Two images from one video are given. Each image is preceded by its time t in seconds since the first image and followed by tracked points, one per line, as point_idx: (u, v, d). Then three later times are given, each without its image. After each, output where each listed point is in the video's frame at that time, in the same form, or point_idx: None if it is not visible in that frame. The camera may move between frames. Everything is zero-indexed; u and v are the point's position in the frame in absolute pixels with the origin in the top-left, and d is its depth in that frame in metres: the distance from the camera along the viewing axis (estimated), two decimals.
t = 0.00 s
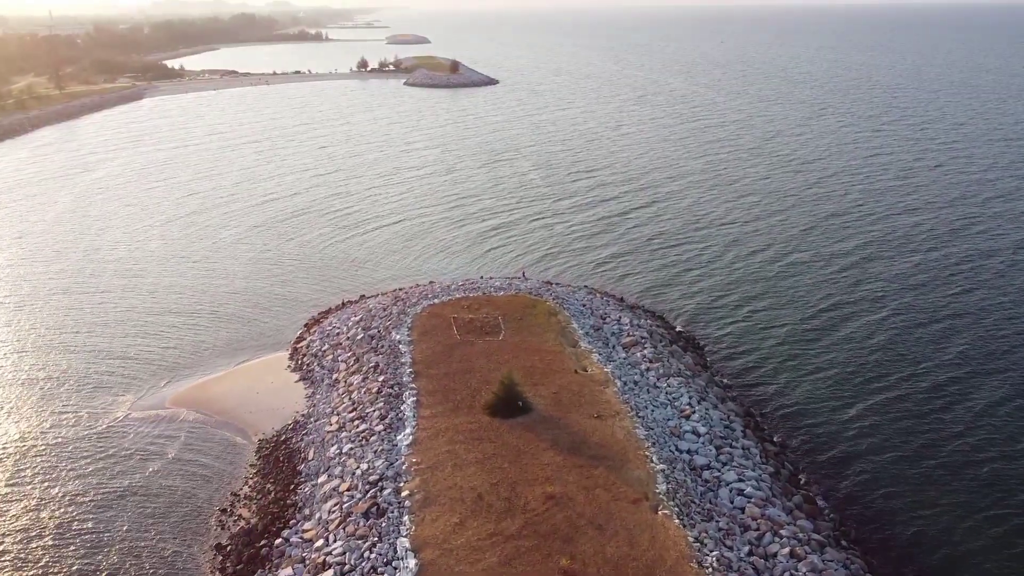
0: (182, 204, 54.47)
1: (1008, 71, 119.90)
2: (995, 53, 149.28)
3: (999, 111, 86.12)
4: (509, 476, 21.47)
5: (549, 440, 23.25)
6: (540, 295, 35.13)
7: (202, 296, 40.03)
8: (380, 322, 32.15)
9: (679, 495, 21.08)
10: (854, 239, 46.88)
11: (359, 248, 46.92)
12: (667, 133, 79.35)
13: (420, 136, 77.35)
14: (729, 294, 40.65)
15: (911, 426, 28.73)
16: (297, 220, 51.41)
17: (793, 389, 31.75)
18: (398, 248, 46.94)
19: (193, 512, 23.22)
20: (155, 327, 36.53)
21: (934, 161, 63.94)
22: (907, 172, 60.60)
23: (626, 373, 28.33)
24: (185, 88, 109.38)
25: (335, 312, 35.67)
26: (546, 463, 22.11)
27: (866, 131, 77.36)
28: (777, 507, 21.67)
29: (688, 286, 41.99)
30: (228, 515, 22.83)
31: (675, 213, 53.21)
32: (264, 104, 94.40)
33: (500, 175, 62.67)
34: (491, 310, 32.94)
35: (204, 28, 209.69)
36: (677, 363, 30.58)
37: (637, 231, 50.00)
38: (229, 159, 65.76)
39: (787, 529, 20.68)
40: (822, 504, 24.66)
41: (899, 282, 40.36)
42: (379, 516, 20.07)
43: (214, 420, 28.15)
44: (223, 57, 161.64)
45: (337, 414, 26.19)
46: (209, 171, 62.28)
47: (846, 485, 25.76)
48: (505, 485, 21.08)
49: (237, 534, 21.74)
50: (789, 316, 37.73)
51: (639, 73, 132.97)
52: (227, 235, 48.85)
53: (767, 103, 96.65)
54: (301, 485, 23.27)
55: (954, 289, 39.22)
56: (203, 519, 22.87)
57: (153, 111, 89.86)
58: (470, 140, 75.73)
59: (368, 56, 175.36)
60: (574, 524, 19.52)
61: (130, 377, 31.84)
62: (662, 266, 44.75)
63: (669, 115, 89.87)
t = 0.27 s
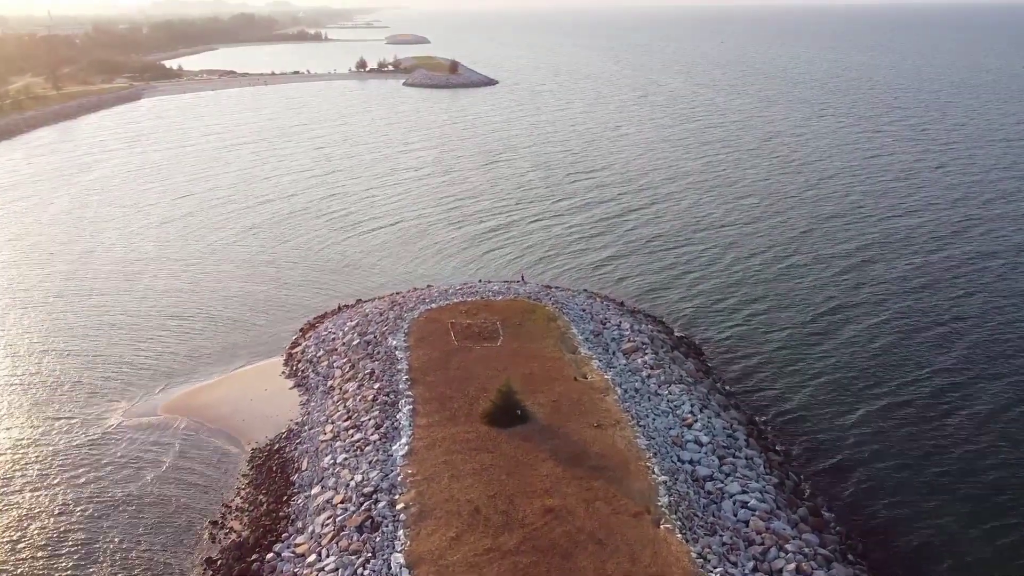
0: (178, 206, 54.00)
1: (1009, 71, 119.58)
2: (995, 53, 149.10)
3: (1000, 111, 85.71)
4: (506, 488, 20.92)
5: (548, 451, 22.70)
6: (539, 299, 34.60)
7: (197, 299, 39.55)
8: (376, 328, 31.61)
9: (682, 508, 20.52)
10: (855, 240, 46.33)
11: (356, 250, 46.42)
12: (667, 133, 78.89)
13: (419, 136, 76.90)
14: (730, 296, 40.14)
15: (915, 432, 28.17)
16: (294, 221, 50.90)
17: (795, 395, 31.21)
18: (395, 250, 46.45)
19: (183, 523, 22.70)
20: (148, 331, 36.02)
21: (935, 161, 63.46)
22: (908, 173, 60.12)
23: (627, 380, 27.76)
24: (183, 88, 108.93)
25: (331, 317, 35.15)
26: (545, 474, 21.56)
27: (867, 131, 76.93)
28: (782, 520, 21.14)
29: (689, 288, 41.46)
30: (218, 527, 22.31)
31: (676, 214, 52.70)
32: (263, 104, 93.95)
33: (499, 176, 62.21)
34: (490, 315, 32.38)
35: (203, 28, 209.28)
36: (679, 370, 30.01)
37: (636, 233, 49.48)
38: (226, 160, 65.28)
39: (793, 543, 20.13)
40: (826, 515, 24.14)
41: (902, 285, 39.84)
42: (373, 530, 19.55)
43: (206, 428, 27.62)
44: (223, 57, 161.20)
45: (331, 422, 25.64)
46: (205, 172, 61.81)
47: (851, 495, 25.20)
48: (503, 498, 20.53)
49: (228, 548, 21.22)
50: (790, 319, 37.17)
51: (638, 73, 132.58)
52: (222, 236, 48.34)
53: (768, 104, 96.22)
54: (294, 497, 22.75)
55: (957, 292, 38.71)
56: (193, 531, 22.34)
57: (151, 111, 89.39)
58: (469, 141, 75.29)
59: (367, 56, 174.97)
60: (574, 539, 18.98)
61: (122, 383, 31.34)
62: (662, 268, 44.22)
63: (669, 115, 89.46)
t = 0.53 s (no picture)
0: (174, 207, 53.49)
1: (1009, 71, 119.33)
2: (995, 53, 148.99)
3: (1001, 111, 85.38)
4: (505, 501, 20.37)
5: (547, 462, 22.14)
6: (538, 304, 34.06)
7: (191, 302, 39.04)
8: (372, 333, 31.07)
9: (685, 522, 19.97)
10: (857, 242, 45.77)
11: (353, 252, 45.93)
12: (667, 133, 78.42)
13: (417, 137, 76.42)
14: (731, 299, 39.61)
15: (919, 438, 27.65)
16: (291, 223, 50.38)
17: (798, 401, 30.67)
18: (392, 252, 45.96)
19: (173, 535, 22.18)
20: (140, 336, 35.47)
21: (935, 162, 62.95)
22: (910, 174, 59.68)
23: (628, 388, 27.20)
24: (181, 88, 108.37)
25: (327, 322, 34.62)
26: (544, 486, 21.02)
27: (868, 131, 76.55)
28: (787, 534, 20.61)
29: (689, 290, 40.93)
30: (209, 540, 21.78)
31: (676, 215, 52.20)
32: (261, 104, 93.40)
33: (497, 176, 61.73)
34: (488, 321, 31.83)
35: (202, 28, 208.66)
36: (681, 376, 29.45)
37: (636, 234, 48.98)
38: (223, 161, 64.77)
39: (799, 559, 19.59)
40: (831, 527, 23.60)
41: (904, 287, 39.35)
42: (367, 546, 19.02)
43: (199, 435, 27.10)
44: (222, 57, 160.61)
45: (326, 432, 25.11)
46: (202, 173, 61.29)
47: (856, 505, 24.64)
48: (501, 511, 19.99)
49: (219, 562, 20.70)
50: (792, 322, 36.62)
51: (638, 73, 132.14)
52: (218, 238, 47.81)
53: (768, 104, 95.81)
54: (287, 509, 22.22)
55: (960, 294, 38.23)
56: (184, 542, 21.82)
57: (148, 112, 88.82)
58: (468, 141, 74.82)
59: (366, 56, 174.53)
60: (574, 555, 18.45)
61: (113, 388, 30.83)
62: (662, 269, 43.69)
63: (669, 115, 89.03)
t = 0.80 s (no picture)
0: (170, 208, 52.99)
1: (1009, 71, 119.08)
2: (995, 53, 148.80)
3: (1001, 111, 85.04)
4: (503, 515, 19.82)
5: (547, 473, 21.60)
6: (537, 309, 33.52)
7: (185, 305, 38.53)
8: (368, 339, 30.55)
9: (688, 537, 19.42)
10: (858, 244, 45.24)
11: (350, 254, 45.43)
12: (666, 134, 77.94)
13: (416, 137, 75.94)
14: (732, 301, 39.08)
15: (924, 445, 27.13)
16: (287, 224, 49.87)
17: (801, 407, 30.14)
18: (389, 254, 45.47)
19: (163, 547, 21.67)
20: (133, 340, 34.95)
21: (937, 163, 62.46)
22: (911, 175, 59.24)
23: (630, 396, 26.64)
24: (178, 89, 107.89)
25: (322, 327, 34.09)
26: (543, 499, 20.47)
27: (868, 132, 76.16)
28: (793, 549, 20.06)
29: (689, 293, 40.40)
30: (200, 554, 21.25)
31: (676, 216, 51.70)
32: (259, 104, 92.92)
33: (495, 177, 61.25)
34: (487, 326, 31.27)
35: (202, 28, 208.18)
36: (683, 384, 28.89)
37: (636, 235, 48.47)
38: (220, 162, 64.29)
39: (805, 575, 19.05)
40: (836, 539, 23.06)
41: (907, 289, 38.83)
42: (361, 562, 18.49)
43: (191, 444, 26.58)
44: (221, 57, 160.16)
45: (320, 441, 24.57)
46: (198, 174, 60.79)
47: (862, 516, 24.10)
48: (499, 526, 19.43)
49: None
50: (794, 326, 36.09)
51: (638, 73, 131.71)
52: (214, 240, 47.32)
53: (768, 104, 95.38)
54: (280, 523, 21.69)
55: (963, 297, 37.74)
56: (174, 555, 21.31)
57: (146, 112, 88.32)
58: (466, 142, 74.35)
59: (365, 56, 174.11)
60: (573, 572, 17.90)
61: (105, 394, 30.32)
62: (661, 272, 43.18)
63: (669, 116, 88.60)
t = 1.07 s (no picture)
0: (166, 209, 52.48)
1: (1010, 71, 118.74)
2: (995, 53, 148.57)
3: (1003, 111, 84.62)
4: (500, 530, 19.26)
5: (546, 486, 21.02)
6: (537, 314, 32.97)
7: (180, 308, 38.02)
8: (364, 345, 30.02)
9: (691, 553, 18.84)
10: (861, 246, 44.74)
11: (347, 256, 44.93)
12: (667, 134, 77.45)
13: (414, 137, 75.44)
14: (734, 304, 38.55)
15: (930, 451, 26.62)
16: (284, 226, 49.35)
17: (805, 413, 29.59)
18: (387, 256, 44.99)
19: (153, 559, 21.12)
20: (126, 344, 34.43)
21: (939, 164, 61.98)
22: (913, 175, 58.77)
23: (631, 404, 26.07)
24: (176, 89, 107.36)
25: (318, 332, 33.54)
26: (542, 513, 19.90)
27: (870, 132, 75.69)
28: (799, 564, 19.49)
29: (689, 295, 39.87)
30: (189, 568, 20.70)
31: (676, 217, 51.20)
32: (257, 104, 92.41)
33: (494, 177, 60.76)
34: (485, 332, 30.71)
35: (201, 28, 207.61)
36: (685, 391, 28.31)
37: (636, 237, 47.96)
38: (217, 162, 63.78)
39: None
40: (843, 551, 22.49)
41: (911, 291, 38.34)
42: None
43: (183, 452, 26.05)
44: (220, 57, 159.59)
45: (314, 451, 24.01)
46: (195, 174, 60.27)
47: (868, 525, 23.55)
48: (496, 541, 18.87)
49: None
50: (796, 329, 35.56)
51: (638, 73, 131.24)
52: (210, 241, 46.80)
53: (768, 104, 94.92)
54: (272, 536, 21.13)
55: (967, 299, 37.23)
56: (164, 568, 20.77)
57: (143, 112, 87.78)
58: (465, 142, 73.87)
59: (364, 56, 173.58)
60: None
61: (97, 400, 29.81)
62: (662, 274, 42.64)
63: (669, 116, 88.16)
